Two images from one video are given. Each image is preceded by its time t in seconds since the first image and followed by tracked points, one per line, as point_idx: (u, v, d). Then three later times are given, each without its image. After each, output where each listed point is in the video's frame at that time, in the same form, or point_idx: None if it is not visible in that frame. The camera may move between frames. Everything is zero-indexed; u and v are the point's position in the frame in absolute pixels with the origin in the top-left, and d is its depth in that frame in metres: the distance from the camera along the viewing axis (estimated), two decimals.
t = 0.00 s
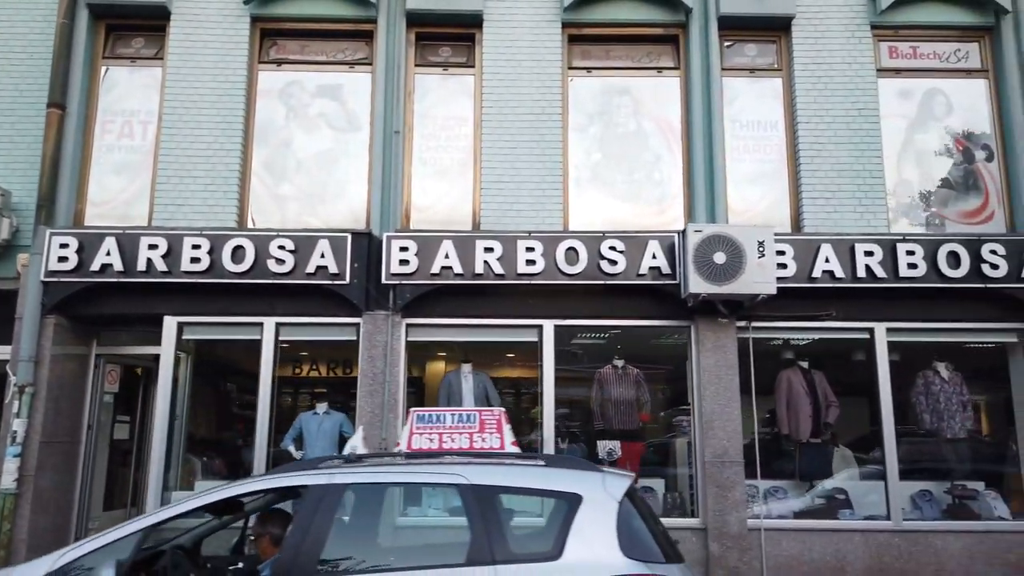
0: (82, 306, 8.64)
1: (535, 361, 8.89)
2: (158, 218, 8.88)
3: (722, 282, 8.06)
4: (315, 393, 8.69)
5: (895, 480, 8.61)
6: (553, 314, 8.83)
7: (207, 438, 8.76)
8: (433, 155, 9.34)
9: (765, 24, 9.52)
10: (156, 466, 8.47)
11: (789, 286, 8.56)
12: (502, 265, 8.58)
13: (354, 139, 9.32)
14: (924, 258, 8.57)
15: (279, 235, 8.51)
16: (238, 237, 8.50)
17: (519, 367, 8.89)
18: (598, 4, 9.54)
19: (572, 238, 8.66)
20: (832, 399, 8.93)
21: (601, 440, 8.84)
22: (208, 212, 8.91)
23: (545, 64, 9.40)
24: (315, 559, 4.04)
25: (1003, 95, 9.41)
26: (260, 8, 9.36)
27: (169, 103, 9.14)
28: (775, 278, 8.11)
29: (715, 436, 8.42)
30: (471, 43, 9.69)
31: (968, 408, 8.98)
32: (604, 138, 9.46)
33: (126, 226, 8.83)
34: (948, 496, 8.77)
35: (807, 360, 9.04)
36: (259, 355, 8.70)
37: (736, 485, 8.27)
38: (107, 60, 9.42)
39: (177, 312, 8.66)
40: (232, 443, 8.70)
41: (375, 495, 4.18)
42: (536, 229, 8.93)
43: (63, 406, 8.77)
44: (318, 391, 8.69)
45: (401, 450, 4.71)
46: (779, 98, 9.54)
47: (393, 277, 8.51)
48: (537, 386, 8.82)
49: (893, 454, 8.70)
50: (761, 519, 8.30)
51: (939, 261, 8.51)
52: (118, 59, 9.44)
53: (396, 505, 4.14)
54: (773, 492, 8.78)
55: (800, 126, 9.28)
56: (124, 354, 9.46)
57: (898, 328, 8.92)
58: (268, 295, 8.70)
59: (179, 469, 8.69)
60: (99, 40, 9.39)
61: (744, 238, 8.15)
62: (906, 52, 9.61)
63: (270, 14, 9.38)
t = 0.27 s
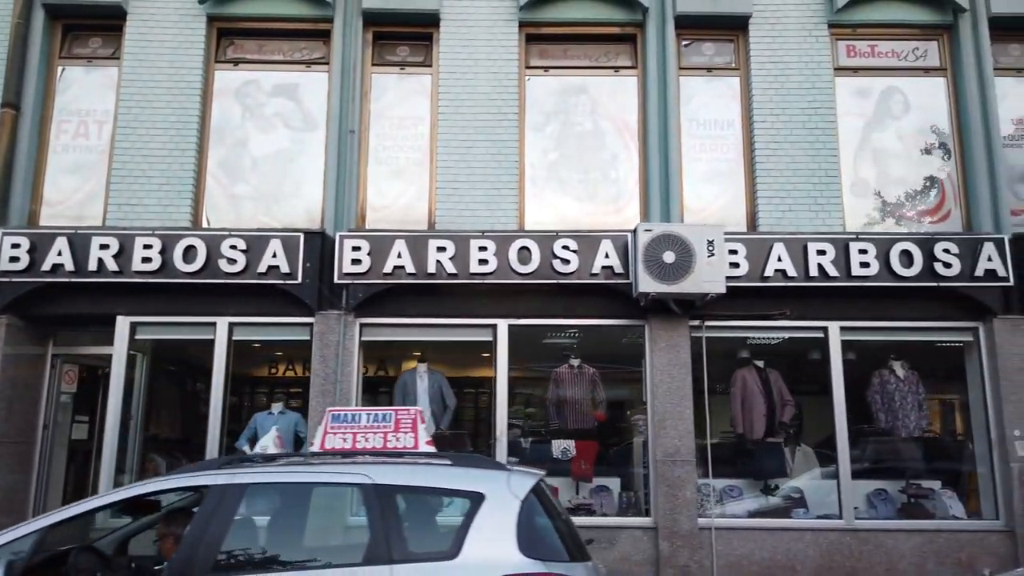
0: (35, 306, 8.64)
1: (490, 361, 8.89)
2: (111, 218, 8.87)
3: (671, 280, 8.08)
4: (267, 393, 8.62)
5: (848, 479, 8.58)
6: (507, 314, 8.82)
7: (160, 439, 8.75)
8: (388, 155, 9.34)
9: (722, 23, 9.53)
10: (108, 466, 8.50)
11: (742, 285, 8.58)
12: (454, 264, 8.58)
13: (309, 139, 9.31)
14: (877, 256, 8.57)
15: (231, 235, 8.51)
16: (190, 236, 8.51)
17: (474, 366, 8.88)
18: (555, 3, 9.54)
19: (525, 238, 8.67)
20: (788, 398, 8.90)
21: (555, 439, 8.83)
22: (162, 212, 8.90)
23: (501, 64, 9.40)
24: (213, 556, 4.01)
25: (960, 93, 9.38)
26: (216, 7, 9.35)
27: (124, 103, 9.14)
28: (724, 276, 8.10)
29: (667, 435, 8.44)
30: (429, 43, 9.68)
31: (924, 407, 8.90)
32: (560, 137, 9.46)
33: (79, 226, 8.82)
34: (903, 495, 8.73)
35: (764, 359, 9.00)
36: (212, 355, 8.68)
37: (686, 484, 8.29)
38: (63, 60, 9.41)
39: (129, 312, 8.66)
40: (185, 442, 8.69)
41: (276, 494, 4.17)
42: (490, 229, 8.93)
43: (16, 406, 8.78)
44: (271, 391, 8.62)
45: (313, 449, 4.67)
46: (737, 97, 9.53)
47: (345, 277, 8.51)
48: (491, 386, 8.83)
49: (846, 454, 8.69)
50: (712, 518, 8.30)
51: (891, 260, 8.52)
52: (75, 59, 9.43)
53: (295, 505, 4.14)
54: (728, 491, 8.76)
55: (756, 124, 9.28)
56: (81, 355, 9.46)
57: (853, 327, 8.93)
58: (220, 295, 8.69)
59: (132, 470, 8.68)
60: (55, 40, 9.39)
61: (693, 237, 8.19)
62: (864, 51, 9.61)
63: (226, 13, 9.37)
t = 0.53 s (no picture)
0: None
1: (444, 356, 8.92)
2: (67, 214, 8.91)
3: (620, 275, 8.14)
4: (223, 390, 8.71)
5: (799, 473, 8.64)
6: (462, 309, 8.87)
7: (115, 434, 8.79)
8: (345, 152, 9.38)
9: (678, 19, 9.59)
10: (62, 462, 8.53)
11: (694, 280, 8.66)
12: (408, 260, 8.62)
13: (266, 136, 9.36)
14: (828, 251, 8.66)
15: (184, 232, 8.55)
16: (144, 233, 8.55)
17: (429, 362, 8.90)
18: (513, 0, 9.60)
19: (478, 233, 8.71)
20: (741, 393, 8.96)
21: (510, 435, 8.87)
22: (118, 208, 8.94)
23: (458, 61, 9.45)
24: (116, 544, 4.05)
25: (914, 89, 9.44)
26: (174, 4, 9.39)
27: (81, 100, 9.18)
28: (673, 272, 8.18)
29: (618, 429, 8.50)
30: (387, 40, 9.73)
31: (877, 402, 8.94)
32: (517, 134, 9.52)
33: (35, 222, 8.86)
34: (854, 489, 8.79)
35: (718, 354, 9.05)
36: (167, 351, 8.72)
37: (637, 478, 8.35)
38: (21, 57, 9.45)
39: (84, 308, 8.70)
40: (140, 438, 8.73)
41: (182, 485, 4.20)
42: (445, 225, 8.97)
43: None
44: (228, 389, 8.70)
45: (228, 439, 4.70)
46: (693, 93, 9.57)
47: (299, 273, 8.56)
48: (445, 382, 8.86)
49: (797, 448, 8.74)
50: (662, 512, 8.37)
51: (841, 255, 8.60)
52: (33, 56, 9.47)
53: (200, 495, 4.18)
54: (683, 484, 8.86)
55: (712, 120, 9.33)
56: (40, 351, 9.50)
57: (805, 322, 8.97)
58: (175, 291, 8.74)
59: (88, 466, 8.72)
60: (13, 38, 9.42)
61: (643, 233, 8.26)
62: (820, 48, 9.65)
63: (183, 10, 9.41)
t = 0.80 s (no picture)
0: None
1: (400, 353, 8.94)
2: (23, 212, 8.93)
3: (572, 273, 8.20)
4: (179, 387, 8.74)
5: (750, 469, 8.69)
6: (417, 307, 8.90)
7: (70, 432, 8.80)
8: (303, 149, 9.42)
9: (634, 17, 9.72)
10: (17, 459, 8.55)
11: (647, 277, 8.72)
12: (362, 257, 8.64)
13: (224, 133, 9.38)
14: (780, 249, 8.69)
15: (139, 229, 8.58)
16: (98, 230, 8.57)
17: (384, 359, 8.93)
18: None
19: (432, 231, 8.74)
20: (697, 389, 9.01)
21: (465, 431, 8.92)
22: (74, 206, 8.96)
23: (416, 59, 9.51)
24: (21, 541, 4.09)
25: (872, 89, 9.44)
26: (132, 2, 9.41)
27: (39, 98, 9.20)
28: (623, 269, 8.23)
29: (571, 426, 8.55)
30: (347, 38, 9.77)
31: (832, 398, 9.01)
32: (475, 131, 9.59)
33: None
34: (807, 485, 8.84)
35: (673, 351, 9.07)
36: (122, 348, 8.74)
37: (588, 474, 8.40)
38: None
39: (40, 305, 8.72)
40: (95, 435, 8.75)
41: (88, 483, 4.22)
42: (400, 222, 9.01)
43: None
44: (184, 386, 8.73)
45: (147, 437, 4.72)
46: (650, 91, 9.71)
47: (253, 270, 8.59)
48: (400, 379, 8.89)
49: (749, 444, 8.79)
50: (614, 508, 8.42)
51: (793, 253, 8.63)
52: None
53: (107, 493, 4.21)
54: (639, 481, 8.90)
55: (668, 118, 9.45)
56: None
57: (758, 319, 8.99)
58: (130, 288, 8.77)
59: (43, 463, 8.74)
60: None
61: (593, 230, 8.30)
62: (777, 46, 9.71)
63: (141, 8, 9.44)
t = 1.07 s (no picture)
0: None
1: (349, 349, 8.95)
2: None
3: (517, 270, 8.20)
4: (131, 383, 8.79)
5: (697, 465, 8.74)
6: (367, 303, 8.91)
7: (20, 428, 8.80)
8: (256, 146, 9.45)
9: (586, 15, 9.80)
10: None
11: (594, 274, 8.81)
12: (311, 254, 8.66)
13: (176, 130, 9.40)
14: (727, 246, 8.79)
15: (87, 225, 8.59)
16: (47, 227, 8.59)
17: (335, 355, 8.97)
18: None
19: (382, 228, 8.74)
20: (648, 386, 9.06)
21: (414, 428, 8.92)
22: (25, 202, 8.97)
23: (369, 56, 9.53)
24: None
25: (823, 87, 9.55)
26: None
27: None
28: (568, 267, 8.25)
29: (519, 422, 8.56)
30: (300, 35, 9.79)
31: (781, 395, 9.05)
32: (428, 129, 9.62)
33: None
34: (754, 480, 8.90)
35: (623, 347, 9.12)
36: (71, 344, 8.75)
37: (535, 471, 8.42)
38: None
39: None
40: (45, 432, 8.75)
41: None
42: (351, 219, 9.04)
43: None
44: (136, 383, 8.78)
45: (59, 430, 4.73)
46: (603, 89, 9.80)
47: (201, 267, 8.60)
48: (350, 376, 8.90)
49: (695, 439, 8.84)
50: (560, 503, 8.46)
51: (739, 250, 8.73)
52: None
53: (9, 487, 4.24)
54: (589, 477, 8.94)
55: (620, 115, 9.55)
56: None
57: (706, 316, 9.05)
58: (80, 284, 8.78)
59: None
60: None
61: (539, 226, 8.33)
62: (730, 44, 9.86)
63: (94, 5, 9.44)
